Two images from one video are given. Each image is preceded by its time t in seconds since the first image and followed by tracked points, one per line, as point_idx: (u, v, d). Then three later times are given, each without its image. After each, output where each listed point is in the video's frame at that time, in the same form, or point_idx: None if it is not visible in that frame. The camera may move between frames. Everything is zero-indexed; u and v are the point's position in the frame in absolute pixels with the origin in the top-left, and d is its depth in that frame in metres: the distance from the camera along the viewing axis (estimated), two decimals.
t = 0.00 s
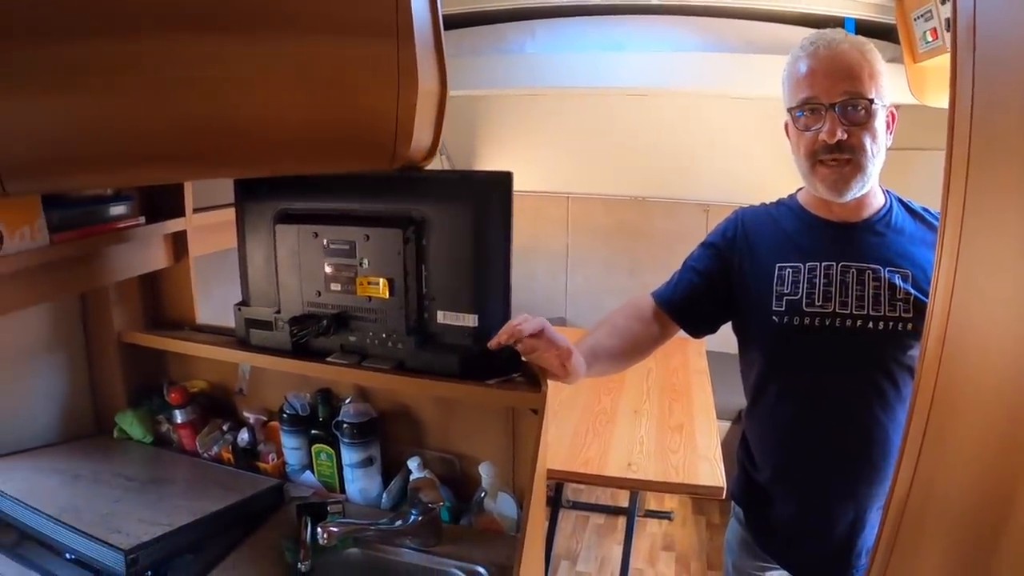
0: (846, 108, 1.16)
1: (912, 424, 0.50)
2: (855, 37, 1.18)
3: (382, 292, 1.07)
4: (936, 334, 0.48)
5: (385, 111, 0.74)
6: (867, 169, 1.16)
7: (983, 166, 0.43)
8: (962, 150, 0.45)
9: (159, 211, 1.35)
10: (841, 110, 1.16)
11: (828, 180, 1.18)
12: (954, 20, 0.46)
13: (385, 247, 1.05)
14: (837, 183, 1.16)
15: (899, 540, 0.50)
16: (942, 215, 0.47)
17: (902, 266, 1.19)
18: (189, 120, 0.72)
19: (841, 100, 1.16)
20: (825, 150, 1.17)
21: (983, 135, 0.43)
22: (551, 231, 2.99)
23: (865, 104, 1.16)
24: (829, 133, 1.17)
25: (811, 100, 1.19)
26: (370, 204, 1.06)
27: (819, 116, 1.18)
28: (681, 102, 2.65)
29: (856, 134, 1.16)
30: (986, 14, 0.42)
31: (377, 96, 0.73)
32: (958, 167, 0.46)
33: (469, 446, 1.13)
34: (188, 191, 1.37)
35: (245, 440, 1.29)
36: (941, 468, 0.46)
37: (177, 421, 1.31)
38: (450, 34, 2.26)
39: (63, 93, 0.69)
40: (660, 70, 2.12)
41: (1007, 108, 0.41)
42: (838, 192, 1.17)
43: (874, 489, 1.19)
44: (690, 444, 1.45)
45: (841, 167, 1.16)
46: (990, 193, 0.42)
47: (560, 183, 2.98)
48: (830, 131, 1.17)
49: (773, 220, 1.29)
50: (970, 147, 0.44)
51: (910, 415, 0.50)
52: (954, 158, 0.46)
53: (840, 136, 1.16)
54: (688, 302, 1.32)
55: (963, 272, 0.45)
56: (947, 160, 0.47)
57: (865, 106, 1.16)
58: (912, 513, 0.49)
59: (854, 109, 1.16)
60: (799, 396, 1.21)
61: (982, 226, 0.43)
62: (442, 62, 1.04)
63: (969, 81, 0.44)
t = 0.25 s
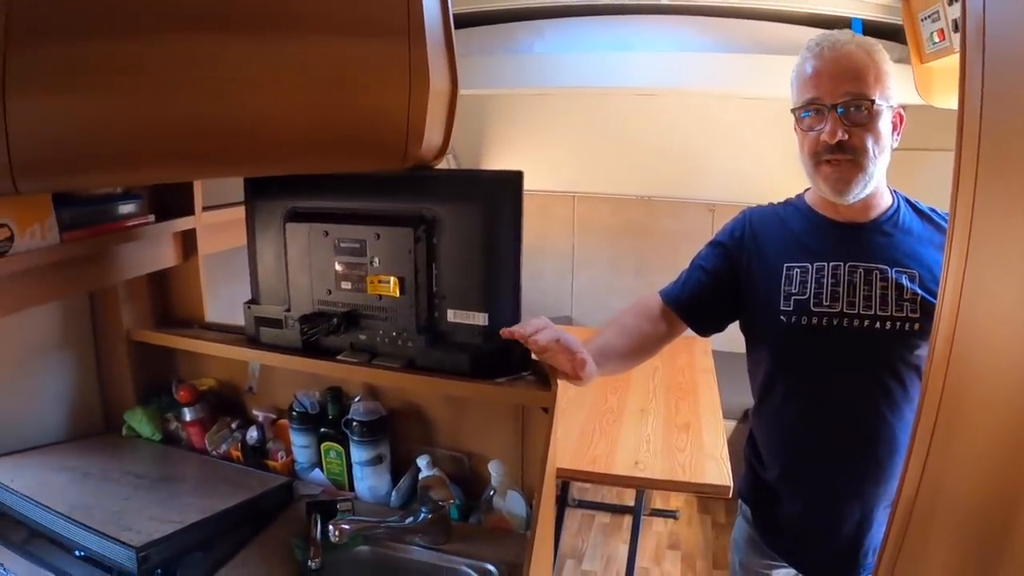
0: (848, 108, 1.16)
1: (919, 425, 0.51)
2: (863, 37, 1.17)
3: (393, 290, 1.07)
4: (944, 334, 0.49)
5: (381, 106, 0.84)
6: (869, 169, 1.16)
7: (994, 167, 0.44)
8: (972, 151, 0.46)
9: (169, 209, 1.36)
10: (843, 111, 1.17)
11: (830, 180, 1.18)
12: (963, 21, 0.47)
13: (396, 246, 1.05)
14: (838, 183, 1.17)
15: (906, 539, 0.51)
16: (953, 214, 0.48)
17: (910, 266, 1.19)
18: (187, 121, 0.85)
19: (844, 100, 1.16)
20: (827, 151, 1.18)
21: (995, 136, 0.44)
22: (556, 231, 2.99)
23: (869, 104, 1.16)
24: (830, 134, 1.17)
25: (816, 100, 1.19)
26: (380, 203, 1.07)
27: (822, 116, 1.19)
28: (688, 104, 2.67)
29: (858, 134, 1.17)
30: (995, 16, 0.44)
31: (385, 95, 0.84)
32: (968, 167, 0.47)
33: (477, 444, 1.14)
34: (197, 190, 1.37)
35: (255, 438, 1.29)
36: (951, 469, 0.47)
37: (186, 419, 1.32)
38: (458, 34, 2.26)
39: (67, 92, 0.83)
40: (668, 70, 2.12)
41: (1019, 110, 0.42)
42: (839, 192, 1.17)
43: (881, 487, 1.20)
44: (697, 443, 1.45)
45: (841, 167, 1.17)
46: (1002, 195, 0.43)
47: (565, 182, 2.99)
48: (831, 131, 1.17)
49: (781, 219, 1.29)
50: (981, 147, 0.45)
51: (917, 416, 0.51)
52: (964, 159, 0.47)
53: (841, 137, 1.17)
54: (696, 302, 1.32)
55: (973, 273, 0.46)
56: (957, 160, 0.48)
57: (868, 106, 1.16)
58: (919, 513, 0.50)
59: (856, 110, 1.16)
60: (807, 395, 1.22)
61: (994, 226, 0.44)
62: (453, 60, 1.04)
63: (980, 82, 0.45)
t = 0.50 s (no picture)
0: (858, 112, 1.17)
1: (928, 425, 0.47)
2: (868, 42, 1.19)
3: (405, 296, 1.08)
4: (952, 336, 0.45)
5: (397, 113, 0.86)
6: (880, 172, 1.18)
7: (1001, 170, 0.41)
8: (978, 148, 0.43)
9: (179, 216, 1.37)
10: (854, 115, 1.18)
11: (842, 183, 1.19)
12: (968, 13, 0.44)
13: (408, 251, 1.06)
14: (851, 186, 1.18)
15: (916, 539, 0.48)
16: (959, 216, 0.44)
17: (915, 268, 1.20)
18: (191, 128, 0.83)
19: (854, 104, 1.17)
20: (838, 154, 1.19)
21: (1006, 133, 0.41)
22: (560, 233, 3.00)
23: (878, 108, 1.17)
24: (842, 138, 1.18)
25: (825, 105, 1.20)
26: (392, 209, 1.08)
27: (832, 121, 1.20)
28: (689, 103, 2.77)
29: (869, 137, 1.18)
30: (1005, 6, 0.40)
31: (400, 103, 0.86)
32: (974, 170, 0.44)
33: (489, 447, 1.15)
34: (207, 196, 1.38)
35: (266, 443, 1.29)
36: (963, 472, 0.44)
37: (197, 424, 1.33)
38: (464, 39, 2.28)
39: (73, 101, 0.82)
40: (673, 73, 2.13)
41: None
42: (852, 194, 1.18)
43: (888, 487, 1.21)
44: (705, 444, 1.46)
45: (853, 170, 1.18)
46: (1010, 195, 0.41)
47: (568, 185, 3.00)
48: (842, 135, 1.18)
49: (788, 222, 1.30)
50: (990, 145, 0.42)
51: (926, 416, 0.48)
52: (970, 161, 0.44)
53: (853, 140, 1.18)
54: (704, 305, 1.34)
55: (983, 274, 0.43)
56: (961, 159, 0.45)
57: (878, 110, 1.17)
58: (929, 513, 0.47)
59: (867, 113, 1.17)
60: (814, 397, 1.23)
61: (1008, 228, 0.41)
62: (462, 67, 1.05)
63: (986, 76, 0.42)
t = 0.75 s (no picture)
0: (858, 111, 1.18)
1: (929, 423, 0.49)
2: (868, 42, 1.20)
3: (410, 292, 1.08)
4: (953, 334, 0.47)
5: (404, 111, 0.86)
6: (880, 170, 1.18)
7: (1001, 168, 0.42)
8: (980, 148, 0.44)
9: (182, 213, 1.37)
10: (853, 114, 1.19)
11: (841, 182, 1.20)
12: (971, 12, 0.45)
13: (413, 248, 1.07)
14: (850, 185, 1.19)
15: (917, 535, 0.50)
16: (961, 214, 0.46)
17: (915, 265, 1.21)
18: (192, 125, 0.83)
19: (853, 104, 1.18)
20: (838, 153, 1.20)
21: (1005, 132, 0.41)
22: (558, 230, 3.01)
23: (878, 107, 1.18)
24: (841, 137, 1.19)
25: (825, 104, 1.21)
26: (397, 206, 1.08)
27: (832, 120, 1.21)
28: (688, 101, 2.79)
29: (869, 136, 1.18)
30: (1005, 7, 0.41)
31: (407, 101, 0.86)
32: (976, 168, 0.44)
33: (493, 442, 1.16)
34: (210, 193, 1.38)
35: (270, 439, 1.30)
36: (962, 464, 0.45)
37: (200, 421, 1.33)
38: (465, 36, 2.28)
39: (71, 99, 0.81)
40: (673, 70, 2.15)
41: None
42: (851, 193, 1.19)
43: (887, 482, 1.22)
44: (705, 440, 1.47)
45: (853, 168, 1.19)
46: (1012, 192, 0.41)
47: (566, 182, 3.01)
48: (842, 134, 1.19)
49: (790, 219, 1.31)
50: (989, 144, 0.43)
51: (927, 414, 0.49)
52: (971, 159, 0.45)
53: (852, 139, 1.19)
54: (706, 301, 1.35)
55: (981, 274, 0.44)
56: (965, 157, 0.45)
57: (878, 109, 1.18)
58: (931, 510, 0.48)
59: (866, 112, 1.18)
60: (815, 393, 1.24)
61: (1004, 225, 0.41)
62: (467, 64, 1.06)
63: (988, 75, 0.43)
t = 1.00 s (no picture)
0: (861, 116, 1.20)
1: (939, 420, 0.50)
2: (877, 46, 1.21)
3: (430, 290, 1.10)
4: (962, 333, 0.48)
5: (427, 114, 0.90)
6: (882, 175, 1.20)
7: (1012, 172, 0.43)
8: (992, 153, 0.45)
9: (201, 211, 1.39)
10: (856, 119, 1.20)
11: (844, 186, 1.22)
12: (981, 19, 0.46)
13: (433, 247, 1.08)
14: (851, 189, 1.21)
15: (926, 531, 0.51)
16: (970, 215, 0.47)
17: (924, 267, 1.23)
18: (203, 124, 0.81)
19: (856, 109, 1.20)
20: (841, 157, 1.22)
21: (1015, 137, 0.42)
22: (567, 229, 3.03)
23: (881, 112, 1.19)
24: (843, 142, 1.21)
25: (830, 109, 1.23)
26: (417, 206, 1.10)
27: (836, 124, 1.23)
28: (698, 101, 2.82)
29: (872, 141, 1.20)
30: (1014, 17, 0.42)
31: (430, 102, 0.89)
32: (986, 171, 0.46)
33: (510, 439, 1.18)
34: (229, 191, 1.40)
35: (288, 435, 1.32)
36: (969, 459, 0.46)
37: (219, 417, 1.35)
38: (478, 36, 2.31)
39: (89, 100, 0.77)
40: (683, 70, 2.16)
41: None
42: (852, 197, 1.21)
43: (896, 480, 1.24)
44: (716, 437, 1.49)
45: (854, 173, 1.21)
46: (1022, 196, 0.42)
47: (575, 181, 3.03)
48: (844, 139, 1.21)
49: (803, 220, 1.32)
50: (1000, 147, 0.44)
51: (937, 411, 0.50)
52: (982, 163, 0.46)
53: (854, 144, 1.21)
54: (718, 300, 1.36)
55: (991, 274, 0.45)
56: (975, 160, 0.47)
57: (881, 114, 1.19)
58: (939, 507, 0.49)
59: (869, 117, 1.20)
60: (825, 393, 1.25)
61: (1013, 225, 0.43)
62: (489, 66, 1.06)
63: (998, 82, 0.44)
